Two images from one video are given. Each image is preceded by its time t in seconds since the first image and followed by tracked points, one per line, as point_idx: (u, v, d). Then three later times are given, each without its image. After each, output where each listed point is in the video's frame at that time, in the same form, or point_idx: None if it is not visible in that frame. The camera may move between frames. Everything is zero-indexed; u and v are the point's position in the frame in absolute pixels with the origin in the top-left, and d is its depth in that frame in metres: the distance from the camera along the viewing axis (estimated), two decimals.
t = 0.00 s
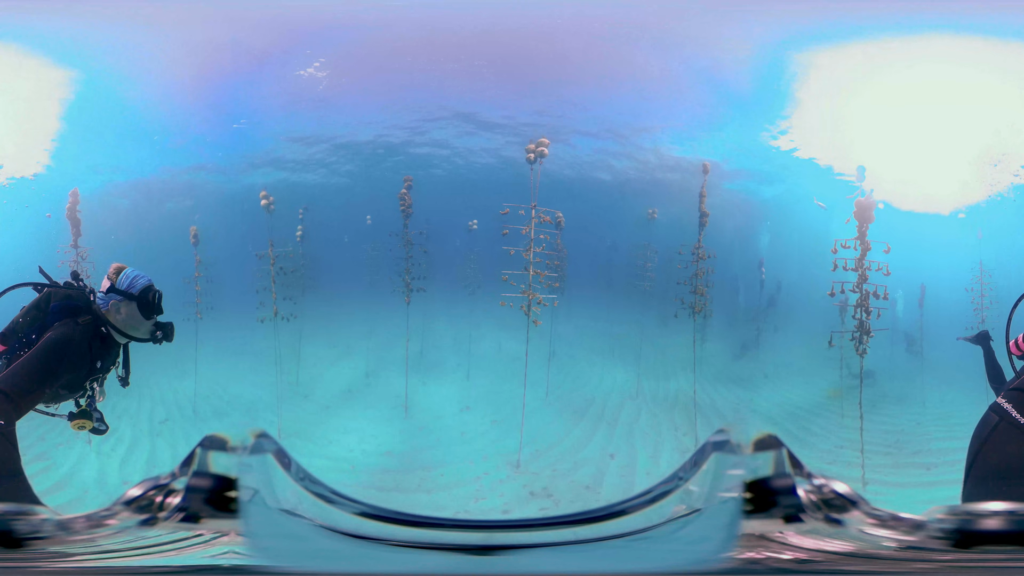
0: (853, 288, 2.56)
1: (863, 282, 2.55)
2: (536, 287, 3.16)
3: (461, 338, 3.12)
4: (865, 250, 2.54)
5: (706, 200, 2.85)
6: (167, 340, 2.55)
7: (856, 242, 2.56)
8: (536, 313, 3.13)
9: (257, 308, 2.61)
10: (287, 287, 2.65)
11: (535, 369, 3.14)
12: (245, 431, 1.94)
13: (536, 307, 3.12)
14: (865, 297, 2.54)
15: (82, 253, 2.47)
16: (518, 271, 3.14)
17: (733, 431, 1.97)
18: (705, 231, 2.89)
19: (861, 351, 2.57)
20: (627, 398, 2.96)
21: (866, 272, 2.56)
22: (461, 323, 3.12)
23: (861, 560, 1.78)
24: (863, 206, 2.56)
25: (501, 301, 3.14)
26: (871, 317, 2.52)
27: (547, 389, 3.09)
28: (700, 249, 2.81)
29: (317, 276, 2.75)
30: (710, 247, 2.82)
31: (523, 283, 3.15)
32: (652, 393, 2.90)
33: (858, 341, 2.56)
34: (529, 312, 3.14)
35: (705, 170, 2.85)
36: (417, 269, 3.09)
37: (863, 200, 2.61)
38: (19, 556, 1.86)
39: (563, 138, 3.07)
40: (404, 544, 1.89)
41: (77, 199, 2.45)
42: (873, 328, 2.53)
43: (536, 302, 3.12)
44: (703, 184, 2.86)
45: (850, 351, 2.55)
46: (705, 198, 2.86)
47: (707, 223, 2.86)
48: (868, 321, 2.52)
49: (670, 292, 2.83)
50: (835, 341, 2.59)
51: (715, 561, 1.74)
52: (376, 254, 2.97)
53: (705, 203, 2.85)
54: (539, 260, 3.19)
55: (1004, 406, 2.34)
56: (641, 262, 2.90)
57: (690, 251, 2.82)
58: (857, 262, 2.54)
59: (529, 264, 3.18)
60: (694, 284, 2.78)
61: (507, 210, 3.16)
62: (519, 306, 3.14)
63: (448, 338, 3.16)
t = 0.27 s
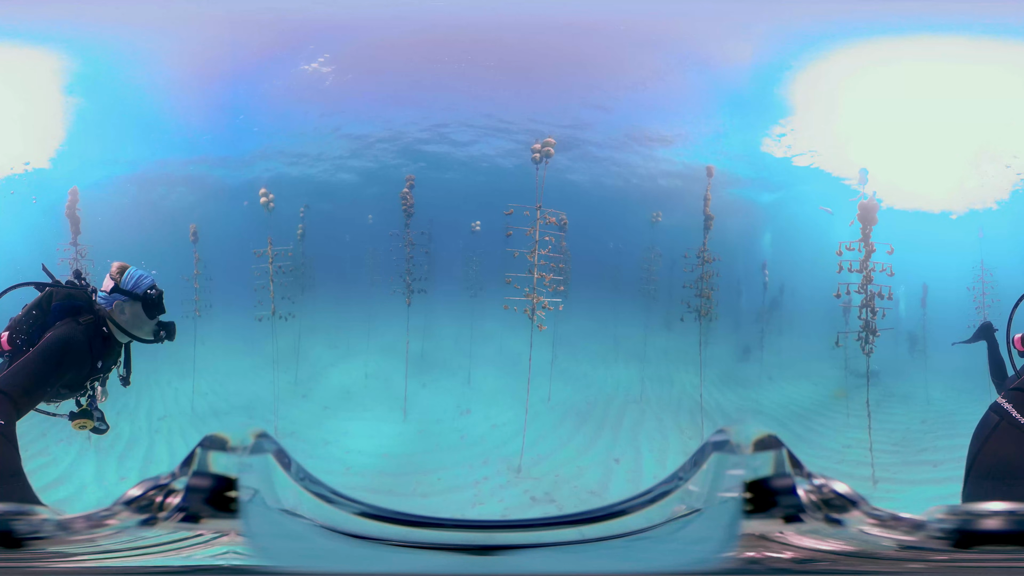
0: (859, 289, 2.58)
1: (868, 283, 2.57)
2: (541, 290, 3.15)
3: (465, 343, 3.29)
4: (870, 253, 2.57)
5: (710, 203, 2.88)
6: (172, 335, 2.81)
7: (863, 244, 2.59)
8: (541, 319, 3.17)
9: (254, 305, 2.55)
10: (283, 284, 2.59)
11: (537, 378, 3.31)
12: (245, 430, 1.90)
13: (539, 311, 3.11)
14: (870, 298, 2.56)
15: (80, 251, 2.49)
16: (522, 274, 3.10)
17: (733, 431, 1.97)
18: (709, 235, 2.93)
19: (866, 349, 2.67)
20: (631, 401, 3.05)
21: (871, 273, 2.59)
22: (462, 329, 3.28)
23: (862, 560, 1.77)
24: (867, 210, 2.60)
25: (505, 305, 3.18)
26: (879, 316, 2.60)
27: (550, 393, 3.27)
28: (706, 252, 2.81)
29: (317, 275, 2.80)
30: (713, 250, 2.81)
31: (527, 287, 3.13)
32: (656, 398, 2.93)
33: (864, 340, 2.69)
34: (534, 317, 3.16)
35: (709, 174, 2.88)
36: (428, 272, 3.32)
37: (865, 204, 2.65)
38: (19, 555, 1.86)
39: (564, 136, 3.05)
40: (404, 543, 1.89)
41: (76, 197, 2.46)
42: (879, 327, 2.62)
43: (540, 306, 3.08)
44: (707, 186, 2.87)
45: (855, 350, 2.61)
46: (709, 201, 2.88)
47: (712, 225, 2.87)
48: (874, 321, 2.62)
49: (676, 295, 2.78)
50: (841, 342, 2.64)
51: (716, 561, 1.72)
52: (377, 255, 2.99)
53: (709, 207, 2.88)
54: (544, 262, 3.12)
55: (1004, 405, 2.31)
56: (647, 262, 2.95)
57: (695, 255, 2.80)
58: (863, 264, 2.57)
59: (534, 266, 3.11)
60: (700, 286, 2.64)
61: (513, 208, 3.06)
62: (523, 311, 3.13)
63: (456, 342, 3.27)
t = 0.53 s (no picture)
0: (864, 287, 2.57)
1: (873, 281, 2.56)
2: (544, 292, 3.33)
3: (466, 345, 3.10)
4: (876, 252, 2.56)
5: (714, 202, 2.85)
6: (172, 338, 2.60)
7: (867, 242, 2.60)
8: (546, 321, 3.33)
9: (253, 306, 2.65)
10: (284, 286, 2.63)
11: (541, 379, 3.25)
12: (245, 430, 1.93)
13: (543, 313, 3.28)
14: (875, 296, 2.55)
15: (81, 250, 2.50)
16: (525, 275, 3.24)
17: (733, 431, 1.98)
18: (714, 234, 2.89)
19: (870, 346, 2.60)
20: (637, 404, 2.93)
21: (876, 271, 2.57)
22: (464, 332, 3.13)
23: (862, 560, 1.78)
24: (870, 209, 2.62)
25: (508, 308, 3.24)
26: (883, 313, 2.53)
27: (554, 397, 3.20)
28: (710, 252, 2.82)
29: (317, 275, 2.76)
30: (719, 250, 2.82)
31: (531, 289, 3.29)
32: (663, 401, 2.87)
33: (869, 337, 2.61)
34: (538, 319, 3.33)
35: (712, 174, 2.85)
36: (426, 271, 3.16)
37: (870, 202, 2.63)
38: (20, 555, 1.86)
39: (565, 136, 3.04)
40: (404, 544, 1.89)
41: (76, 197, 2.45)
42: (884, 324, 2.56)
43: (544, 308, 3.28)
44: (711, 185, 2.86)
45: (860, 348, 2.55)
46: (713, 201, 2.86)
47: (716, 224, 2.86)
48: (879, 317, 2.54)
49: (681, 297, 2.84)
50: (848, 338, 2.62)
51: (716, 561, 1.73)
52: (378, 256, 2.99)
53: (713, 207, 2.85)
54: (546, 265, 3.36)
55: (1004, 406, 2.30)
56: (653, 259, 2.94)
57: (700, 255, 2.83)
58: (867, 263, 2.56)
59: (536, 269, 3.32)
60: (706, 288, 2.78)
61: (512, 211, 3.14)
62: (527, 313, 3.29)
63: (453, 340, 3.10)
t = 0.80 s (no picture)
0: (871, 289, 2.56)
1: (880, 282, 2.55)
2: (552, 292, 3.29)
3: (467, 347, 3.16)
4: (883, 253, 2.55)
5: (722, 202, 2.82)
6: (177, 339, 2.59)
7: (875, 244, 2.56)
8: (552, 322, 3.30)
9: (253, 304, 2.64)
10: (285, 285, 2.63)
11: (545, 380, 3.25)
12: (245, 430, 1.92)
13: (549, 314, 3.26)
14: (882, 297, 2.53)
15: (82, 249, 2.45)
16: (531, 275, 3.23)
17: (733, 431, 1.98)
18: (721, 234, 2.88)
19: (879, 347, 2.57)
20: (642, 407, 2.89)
21: (883, 272, 2.56)
22: (466, 334, 3.16)
23: (862, 560, 1.78)
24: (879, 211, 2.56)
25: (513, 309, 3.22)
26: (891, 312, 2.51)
27: (558, 397, 3.17)
28: (718, 253, 2.82)
29: (317, 274, 2.77)
30: (727, 250, 2.81)
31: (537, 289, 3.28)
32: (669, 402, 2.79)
33: (877, 337, 2.57)
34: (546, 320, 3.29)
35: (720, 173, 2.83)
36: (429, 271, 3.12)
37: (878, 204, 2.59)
38: (20, 555, 1.87)
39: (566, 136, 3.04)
40: (404, 544, 1.89)
41: (76, 197, 2.44)
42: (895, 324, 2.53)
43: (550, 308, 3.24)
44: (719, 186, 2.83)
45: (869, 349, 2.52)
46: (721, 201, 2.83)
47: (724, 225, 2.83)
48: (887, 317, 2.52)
49: (689, 297, 2.83)
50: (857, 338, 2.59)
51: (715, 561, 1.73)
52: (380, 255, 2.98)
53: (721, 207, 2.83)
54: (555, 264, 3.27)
55: (1004, 405, 2.31)
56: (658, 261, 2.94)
57: (707, 256, 2.84)
58: (875, 263, 2.54)
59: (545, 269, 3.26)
60: (714, 288, 2.79)
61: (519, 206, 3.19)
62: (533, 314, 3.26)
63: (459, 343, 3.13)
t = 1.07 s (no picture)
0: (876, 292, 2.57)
1: (885, 286, 2.56)
2: (557, 292, 3.38)
3: (472, 347, 3.22)
4: (887, 257, 2.56)
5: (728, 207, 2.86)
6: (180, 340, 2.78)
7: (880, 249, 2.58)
8: (558, 322, 3.38)
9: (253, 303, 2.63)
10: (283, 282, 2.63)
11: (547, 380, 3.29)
12: (244, 430, 1.91)
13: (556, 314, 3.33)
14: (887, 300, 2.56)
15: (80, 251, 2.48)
16: (536, 274, 3.27)
17: (733, 430, 1.98)
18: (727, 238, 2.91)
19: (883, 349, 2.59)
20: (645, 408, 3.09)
21: (888, 276, 2.57)
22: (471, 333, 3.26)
23: (863, 561, 1.76)
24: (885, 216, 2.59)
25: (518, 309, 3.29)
26: (895, 314, 2.53)
27: (559, 398, 3.23)
28: (724, 257, 2.84)
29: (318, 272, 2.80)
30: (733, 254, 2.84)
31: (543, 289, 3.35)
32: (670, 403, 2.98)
33: (882, 339, 2.60)
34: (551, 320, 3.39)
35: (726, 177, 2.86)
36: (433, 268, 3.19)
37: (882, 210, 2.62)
38: (18, 555, 1.86)
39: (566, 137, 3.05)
40: (404, 544, 1.88)
41: (75, 198, 2.46)
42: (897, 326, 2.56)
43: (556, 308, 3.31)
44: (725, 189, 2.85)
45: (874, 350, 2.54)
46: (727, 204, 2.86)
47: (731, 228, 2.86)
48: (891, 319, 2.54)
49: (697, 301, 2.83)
50: (863, 341, 2.62)
51: (717, 561, 1.71)
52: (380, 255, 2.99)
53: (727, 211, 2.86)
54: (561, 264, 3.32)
55: (1005, 405, 2.32)
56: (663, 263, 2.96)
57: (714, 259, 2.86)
58: (880, 268, 2.57)
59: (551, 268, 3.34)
60: (721, 292, 2.80)
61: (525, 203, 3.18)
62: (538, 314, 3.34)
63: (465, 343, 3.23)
